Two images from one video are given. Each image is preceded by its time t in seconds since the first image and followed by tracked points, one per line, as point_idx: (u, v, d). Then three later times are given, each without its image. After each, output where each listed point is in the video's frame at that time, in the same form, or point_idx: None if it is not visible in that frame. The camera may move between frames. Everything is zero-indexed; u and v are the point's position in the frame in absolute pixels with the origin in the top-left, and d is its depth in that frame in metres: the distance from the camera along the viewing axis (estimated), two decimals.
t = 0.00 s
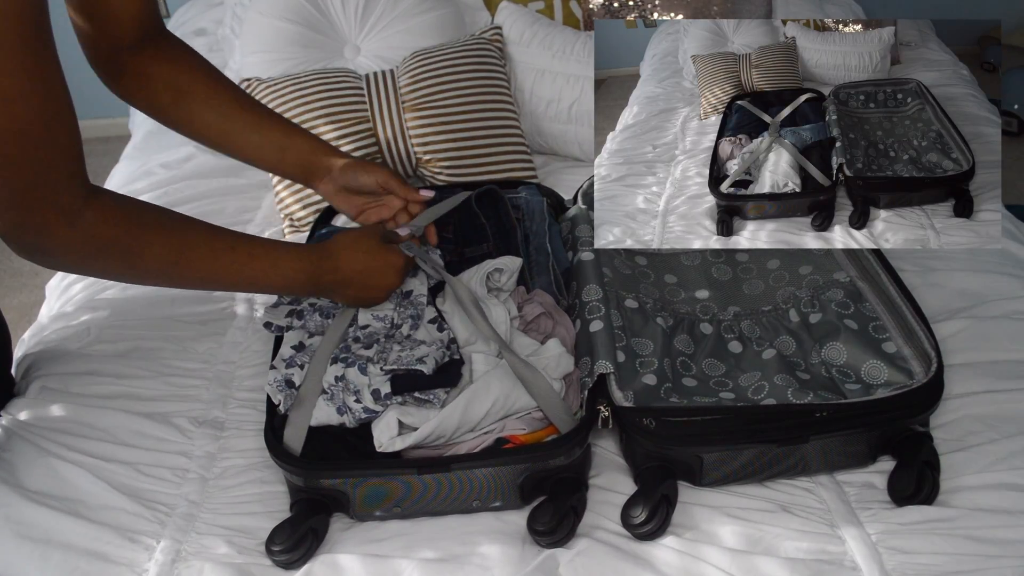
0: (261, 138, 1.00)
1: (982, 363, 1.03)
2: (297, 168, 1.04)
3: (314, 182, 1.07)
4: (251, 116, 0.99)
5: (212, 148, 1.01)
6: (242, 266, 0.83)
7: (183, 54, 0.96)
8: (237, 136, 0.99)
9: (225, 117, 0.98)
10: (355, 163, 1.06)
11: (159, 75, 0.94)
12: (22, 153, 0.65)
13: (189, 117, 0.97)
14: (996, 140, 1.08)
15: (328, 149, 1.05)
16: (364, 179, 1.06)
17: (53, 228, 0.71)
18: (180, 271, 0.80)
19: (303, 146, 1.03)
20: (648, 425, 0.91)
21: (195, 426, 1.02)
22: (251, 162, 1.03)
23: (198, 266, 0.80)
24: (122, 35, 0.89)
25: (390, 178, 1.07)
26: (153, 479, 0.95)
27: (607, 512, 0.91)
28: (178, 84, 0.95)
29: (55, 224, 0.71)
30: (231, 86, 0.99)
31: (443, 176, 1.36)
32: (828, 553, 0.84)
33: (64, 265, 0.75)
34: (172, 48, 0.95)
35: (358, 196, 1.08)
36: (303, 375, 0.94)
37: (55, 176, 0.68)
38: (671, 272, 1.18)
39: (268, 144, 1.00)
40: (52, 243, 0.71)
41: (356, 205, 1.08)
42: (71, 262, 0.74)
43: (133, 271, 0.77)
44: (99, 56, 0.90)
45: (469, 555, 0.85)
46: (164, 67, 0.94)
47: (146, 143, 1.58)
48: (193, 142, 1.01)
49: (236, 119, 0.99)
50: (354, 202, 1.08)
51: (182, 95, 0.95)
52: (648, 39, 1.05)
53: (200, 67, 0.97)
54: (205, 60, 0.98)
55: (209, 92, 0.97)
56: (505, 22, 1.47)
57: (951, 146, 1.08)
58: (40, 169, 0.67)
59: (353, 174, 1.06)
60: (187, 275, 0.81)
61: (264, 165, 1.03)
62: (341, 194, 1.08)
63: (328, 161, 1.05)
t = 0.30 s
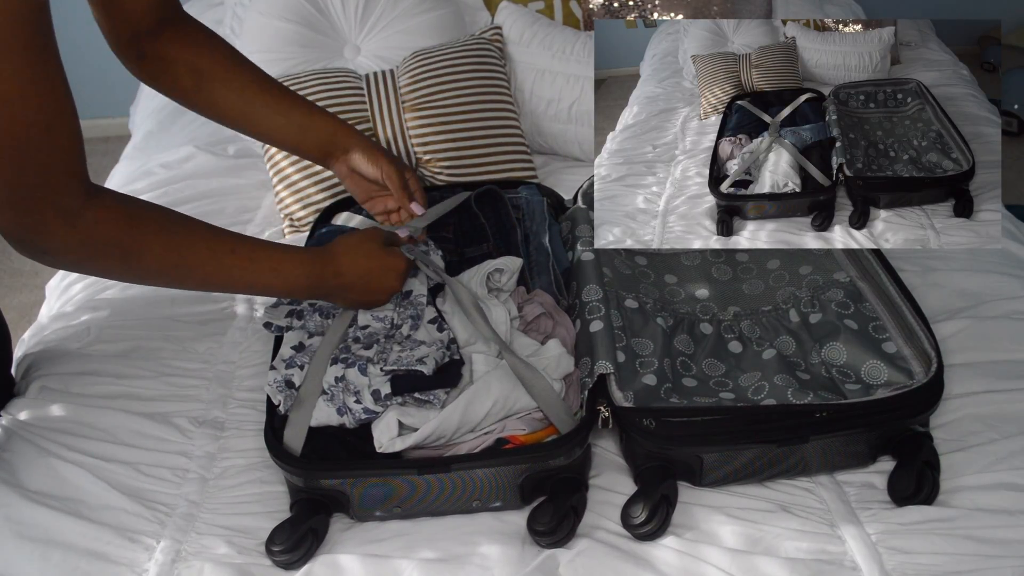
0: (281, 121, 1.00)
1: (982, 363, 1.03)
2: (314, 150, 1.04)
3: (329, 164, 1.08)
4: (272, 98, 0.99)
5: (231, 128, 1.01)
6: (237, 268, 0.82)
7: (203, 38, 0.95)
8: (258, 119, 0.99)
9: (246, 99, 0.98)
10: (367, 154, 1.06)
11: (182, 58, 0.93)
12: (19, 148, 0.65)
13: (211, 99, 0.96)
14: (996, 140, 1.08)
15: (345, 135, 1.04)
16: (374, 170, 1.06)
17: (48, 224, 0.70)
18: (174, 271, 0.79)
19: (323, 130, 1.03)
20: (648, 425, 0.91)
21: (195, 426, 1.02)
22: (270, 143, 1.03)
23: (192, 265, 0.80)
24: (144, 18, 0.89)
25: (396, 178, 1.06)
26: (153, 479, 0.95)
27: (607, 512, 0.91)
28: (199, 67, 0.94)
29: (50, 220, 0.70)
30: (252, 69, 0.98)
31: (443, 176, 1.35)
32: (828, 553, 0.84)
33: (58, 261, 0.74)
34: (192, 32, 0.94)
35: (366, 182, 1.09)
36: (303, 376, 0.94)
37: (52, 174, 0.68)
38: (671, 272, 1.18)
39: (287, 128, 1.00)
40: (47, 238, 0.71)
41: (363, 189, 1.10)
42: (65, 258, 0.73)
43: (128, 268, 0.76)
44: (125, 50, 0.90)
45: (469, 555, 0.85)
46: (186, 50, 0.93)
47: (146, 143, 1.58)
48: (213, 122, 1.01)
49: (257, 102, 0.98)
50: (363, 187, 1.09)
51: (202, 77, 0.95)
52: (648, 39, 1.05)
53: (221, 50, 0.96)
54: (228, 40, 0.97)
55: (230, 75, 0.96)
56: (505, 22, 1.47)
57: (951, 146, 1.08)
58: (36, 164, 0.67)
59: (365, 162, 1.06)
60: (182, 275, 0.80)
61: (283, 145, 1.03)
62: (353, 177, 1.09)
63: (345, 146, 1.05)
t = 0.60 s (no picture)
0: (281, 135, 1.00)
1: (982, 363, 1.03)
2: (312, 168, 1.05)
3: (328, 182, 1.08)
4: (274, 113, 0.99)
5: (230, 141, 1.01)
6: (238, 270, 0.82)
7: (205, 48, 0.95)
8: (262, 134, 1.00)
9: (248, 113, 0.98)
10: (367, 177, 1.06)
11: (186, 72, 0.93)
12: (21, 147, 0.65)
13: (211, 112, 0.96)
14: (996, 140, 1.08)
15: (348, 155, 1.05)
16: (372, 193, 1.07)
17: (49, 224, 0.70)
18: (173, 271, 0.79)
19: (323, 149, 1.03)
20: (648, 426, 0.91)
21: (195, 426, 1.02)
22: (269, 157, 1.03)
23: (193, 267, 0.80)
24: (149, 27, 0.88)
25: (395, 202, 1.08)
26: (153, 480, 0.95)
27: (608, 512, 0.91)
28: (200, 79, 0.94)
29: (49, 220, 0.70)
30: (254, 82, 0.99)
31: (443, 176, 1.36)
32: (828, 553, 0.84)
33: (58, 261, 0.74)
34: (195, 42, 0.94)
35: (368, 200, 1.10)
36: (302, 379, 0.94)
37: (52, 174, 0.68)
38: (671, 272, 1.18)
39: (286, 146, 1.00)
40: (46, 238, 0.71)
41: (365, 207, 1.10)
42: (64, 257, 0.73)
43: (127, 268, 0.76)
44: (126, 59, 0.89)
45: (469, 555, 0.85)
46: (188, 62, 0.93)
47: (145, 142, 1.58)
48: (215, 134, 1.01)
49: (258, 116, 0.98)
50: (362, 208, 1.10)
51: (203, 90, 0.95)
52: (648, 39, 1.05)
53: (224, 62, 0.96)
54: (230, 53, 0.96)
55: (235, 90, 0.96)
56: (505, 22, 1.47)
57: (951, 146, 1.08)
58: (38, 165, 0.67)
59: (364, 184, 1.06)
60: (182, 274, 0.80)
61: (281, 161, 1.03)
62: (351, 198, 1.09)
63: (344, 168, 1.05)
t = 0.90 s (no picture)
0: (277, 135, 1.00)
1: (982, 363, 1.03)
2: (310, 168, 1.05)
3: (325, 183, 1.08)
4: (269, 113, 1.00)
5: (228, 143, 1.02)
6: (235, 278, 0.81)
7: (200, 49, 0.95)
8: (258, 136, 1.00)
9: (243, 114, 0.98)
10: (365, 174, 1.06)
11: (180, 73, 0.94)
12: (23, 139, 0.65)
13: (208, 113, 0.97)
14: (996, 140, 1.08)
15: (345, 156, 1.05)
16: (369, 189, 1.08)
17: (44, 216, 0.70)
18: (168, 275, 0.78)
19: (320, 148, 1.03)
20: (648, 426, 0.91)
21: (195, 426, 1.02)
22: (266, 159, 1.03)
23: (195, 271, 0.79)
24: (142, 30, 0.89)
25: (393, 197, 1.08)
26: (153, 480, 0.95)
27: (608, 512, 0.91)
28: (196, 80, 0.95)
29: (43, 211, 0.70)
30: (249, 82, 0.99)
31: (443, 176, 1.36)
32: (828, 553, 0.84)
33: (62, 254, 0.74)
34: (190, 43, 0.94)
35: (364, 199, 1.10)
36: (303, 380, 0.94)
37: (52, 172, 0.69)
38: (671, 272, 1.18)
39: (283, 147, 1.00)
40: (42, 229, 0.71)
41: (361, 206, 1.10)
42: (62, 251, 0.74)
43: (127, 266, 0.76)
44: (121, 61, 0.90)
45: (469, 556, 0.85)
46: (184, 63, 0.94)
47: (146, 142, 1.58)
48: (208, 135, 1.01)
49: (253, 115, 0.99)
50: (359, 205, 1.10)
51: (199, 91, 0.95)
52: (648, 39, 1.05)
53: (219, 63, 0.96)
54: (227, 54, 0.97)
55: (229, 91, 0.97)
56: (505, 22, 1.47)
57: (951, 146, 1.08)
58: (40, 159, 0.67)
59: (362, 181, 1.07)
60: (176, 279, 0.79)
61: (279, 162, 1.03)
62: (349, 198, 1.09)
63: (341, 167, 1.06)
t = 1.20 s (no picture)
0: (266, 135, 1.01)
1: (982, 363, 1.03)
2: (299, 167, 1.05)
3: (314, 183, 1.09)
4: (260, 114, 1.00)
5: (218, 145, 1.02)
6: (201, 267, 0.82)
7: (189, 50, 0.96)
8: (246, 135, 1.00)
9: (233, 115, 0.99)
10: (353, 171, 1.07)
11: (168, 73, 0.94)
12: None
13: (197, 113, 0.97)
14: (997, 140, 1.08)
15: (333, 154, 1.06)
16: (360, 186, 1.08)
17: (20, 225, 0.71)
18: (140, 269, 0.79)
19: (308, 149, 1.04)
20: (648, 426, 0.91)
21: (195, 427, 1.02)
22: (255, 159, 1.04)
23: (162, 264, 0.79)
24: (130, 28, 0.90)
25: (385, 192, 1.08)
26: (154, 480, 0.95)
27: (608, 512, 0.91)
28: (185, 80, 0.95)
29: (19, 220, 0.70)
30: (237, 83, 1.00)
31: (443, 176, 1.36)
32: (828, 553, 0.84)
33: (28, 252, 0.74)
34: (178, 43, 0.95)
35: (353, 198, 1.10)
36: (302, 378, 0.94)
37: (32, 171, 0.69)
38: (671, 272, 1.18)
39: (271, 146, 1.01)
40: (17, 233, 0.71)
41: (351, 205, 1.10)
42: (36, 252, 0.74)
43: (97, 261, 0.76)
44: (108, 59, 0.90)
45: (469, 556, 0.85)
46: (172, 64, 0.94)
47: (146, 143, 1.58)
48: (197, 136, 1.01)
49: (243, 116, 0.99)
50: (350, 204, 1.10)
51: (188, 91, 0.95)
52: (648, 39, 1.05)
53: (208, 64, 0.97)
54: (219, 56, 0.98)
55: (217, 91, 0.97)
56: (505, 22, 1.47)
57: (951, 146, 1.08)
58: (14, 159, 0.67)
59: (351, 177, 1.07)
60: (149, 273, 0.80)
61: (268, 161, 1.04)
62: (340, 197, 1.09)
63: (329, 165, 1.06)
